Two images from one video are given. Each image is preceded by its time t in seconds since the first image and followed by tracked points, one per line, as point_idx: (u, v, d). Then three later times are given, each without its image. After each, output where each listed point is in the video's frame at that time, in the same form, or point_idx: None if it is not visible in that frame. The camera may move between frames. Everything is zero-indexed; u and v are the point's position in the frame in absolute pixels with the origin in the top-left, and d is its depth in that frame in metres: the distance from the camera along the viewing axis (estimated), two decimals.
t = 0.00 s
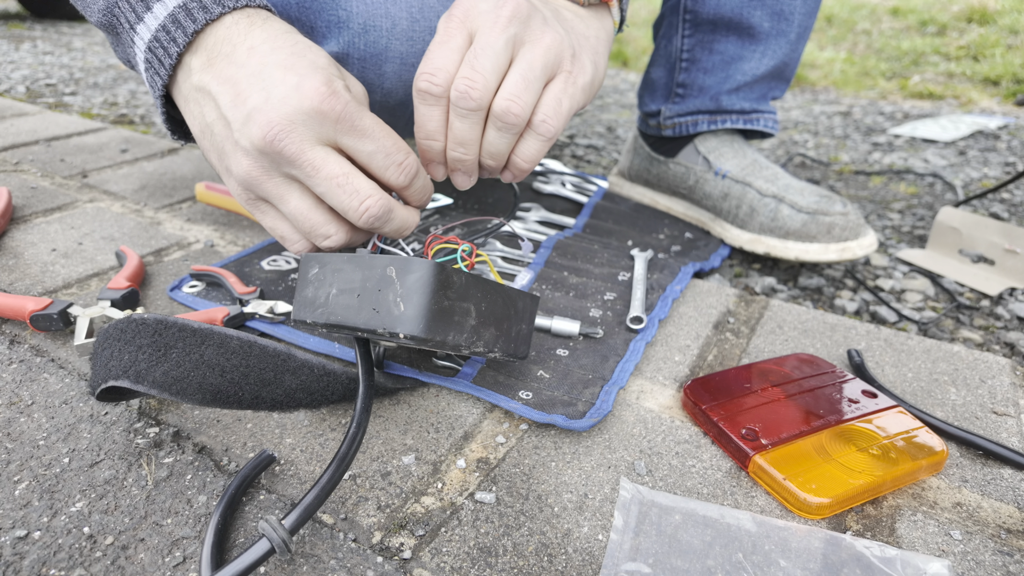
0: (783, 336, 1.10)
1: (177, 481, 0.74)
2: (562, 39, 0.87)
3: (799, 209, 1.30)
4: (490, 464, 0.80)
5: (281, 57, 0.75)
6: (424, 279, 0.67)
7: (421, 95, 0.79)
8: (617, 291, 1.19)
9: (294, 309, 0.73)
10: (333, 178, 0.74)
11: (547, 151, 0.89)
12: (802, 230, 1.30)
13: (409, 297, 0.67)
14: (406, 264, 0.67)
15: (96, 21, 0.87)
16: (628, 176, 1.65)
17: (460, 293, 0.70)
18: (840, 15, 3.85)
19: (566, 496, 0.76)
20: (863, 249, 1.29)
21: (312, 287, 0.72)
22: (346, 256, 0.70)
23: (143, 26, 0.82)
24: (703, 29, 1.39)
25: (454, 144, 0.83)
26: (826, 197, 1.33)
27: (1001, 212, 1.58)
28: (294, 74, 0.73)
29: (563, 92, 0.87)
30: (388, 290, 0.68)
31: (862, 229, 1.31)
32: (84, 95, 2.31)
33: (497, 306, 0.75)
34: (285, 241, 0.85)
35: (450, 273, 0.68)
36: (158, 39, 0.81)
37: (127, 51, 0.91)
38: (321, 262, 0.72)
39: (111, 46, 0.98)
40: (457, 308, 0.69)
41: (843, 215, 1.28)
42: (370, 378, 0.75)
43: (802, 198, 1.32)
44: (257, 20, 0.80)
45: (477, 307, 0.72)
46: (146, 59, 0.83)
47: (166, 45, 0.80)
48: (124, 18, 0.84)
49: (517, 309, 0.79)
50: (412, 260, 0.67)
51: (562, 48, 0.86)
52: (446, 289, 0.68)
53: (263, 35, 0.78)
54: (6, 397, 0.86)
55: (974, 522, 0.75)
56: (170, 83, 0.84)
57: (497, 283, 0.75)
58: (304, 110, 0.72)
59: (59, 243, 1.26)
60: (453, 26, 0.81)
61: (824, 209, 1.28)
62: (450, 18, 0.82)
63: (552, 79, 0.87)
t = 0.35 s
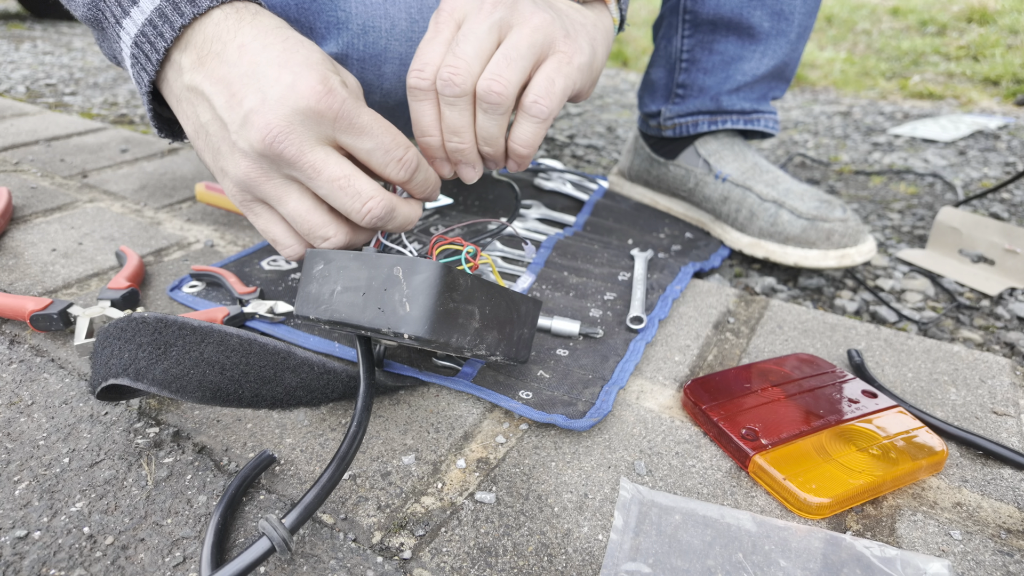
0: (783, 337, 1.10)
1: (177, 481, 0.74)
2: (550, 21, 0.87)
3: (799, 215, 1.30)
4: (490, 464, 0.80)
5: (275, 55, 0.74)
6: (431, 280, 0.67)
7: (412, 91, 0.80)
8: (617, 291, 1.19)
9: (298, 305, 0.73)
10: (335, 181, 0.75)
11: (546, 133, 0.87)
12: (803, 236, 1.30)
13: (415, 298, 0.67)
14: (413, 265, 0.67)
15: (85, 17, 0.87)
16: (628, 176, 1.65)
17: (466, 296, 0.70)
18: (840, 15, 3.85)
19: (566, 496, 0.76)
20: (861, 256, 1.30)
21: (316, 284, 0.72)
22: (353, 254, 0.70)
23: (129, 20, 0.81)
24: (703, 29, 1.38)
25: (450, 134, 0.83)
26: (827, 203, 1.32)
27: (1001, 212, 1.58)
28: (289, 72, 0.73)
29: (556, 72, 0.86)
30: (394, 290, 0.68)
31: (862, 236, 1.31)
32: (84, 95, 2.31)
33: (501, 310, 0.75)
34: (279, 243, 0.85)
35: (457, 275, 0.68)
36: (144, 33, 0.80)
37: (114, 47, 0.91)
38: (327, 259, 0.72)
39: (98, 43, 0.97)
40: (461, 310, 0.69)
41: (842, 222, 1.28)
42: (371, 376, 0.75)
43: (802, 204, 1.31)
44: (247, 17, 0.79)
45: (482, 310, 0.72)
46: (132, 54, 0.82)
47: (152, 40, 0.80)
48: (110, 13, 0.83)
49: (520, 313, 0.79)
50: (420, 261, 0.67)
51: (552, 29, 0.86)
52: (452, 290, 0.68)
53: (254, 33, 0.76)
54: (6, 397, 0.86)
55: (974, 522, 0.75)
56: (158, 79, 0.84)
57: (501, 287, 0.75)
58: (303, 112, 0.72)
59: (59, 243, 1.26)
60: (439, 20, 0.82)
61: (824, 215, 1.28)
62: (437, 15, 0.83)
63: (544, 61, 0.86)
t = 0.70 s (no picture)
0: (783, 336, 1.10)
1: (177, 481, 0.74)
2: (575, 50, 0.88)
3: (799, 204, 1.31)
4: (490, 464, 0.80)
5: (285, 54, 0.76)
6: (437, 281, 0.67)
7: (444, 126, 0.81)
8: (617, 291, 1.19)
9: (301, 305, 0.73)
10: (344, 158, 0.74)
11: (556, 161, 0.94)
12: (803, 224, 1.31)
13: (421, 299, 0.67)
14: (419, 266, 0.67)
15: (112, 34, 0.87)
16: (628, 176, 1.65)
17: (471, 297, 0.70)
18: (840, 15, 3.85)
19: (566, 496, 0.76)
20: (864, 243, 1.29)
21: (320, 284, 0.72)
22: (358, 254, 0.70)
23: (161, 39, 0.82)
24: (702, 29, 1.39)
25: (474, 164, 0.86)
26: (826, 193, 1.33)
27: (1001, 212, 1.58)
28: (298, 64, 0.74)
29: (575, 104, 0.89)
30: (400, 291, 0.68)
31: (863, 224, 1.31)
32: (84, 95, 2.31)
33: (505, 310, 0.75)
34: (274, 240, 0.83)
35: (463, 276, 0.68)
36: (176, 52, 0.81)
37: (141, 63, 0.91)
38: (331, 260, 0.72)
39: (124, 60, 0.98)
40: (467, 311, 0.69)
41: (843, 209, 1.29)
42: (372, 376, 0.75)
43: (801, 193, 1.32)
44: (264, 25, 0.80)
45: (486, 311, 0.72)
46: (164, 72, 0.83)
47: (184, 58, 0.81)
48: (141, 31, 0.84)
49: (523, 313, 0.79)
50: (426, 262, 0.67)
51: (577, 60, 0.88)
52: (458, 292, 0.68)
53: (270, 37, 0.79)
54: (6, 397, 0.86)
55: (974, 522, 0.75)
56: (187, 97, 0.84)
57: (506, 288, 0.75)
58: (308, 97, 0.72)
59: (59, 243, 1.26)
60: (469, 47, 0.81)
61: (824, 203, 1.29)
62: (465, 36, 0.80)
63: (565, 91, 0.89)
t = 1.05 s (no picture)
0: (783, 336, 1.10)
1: (177, 481, 0.74)
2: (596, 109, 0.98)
3: (799, 217, 1.30)
4: (490, 464, 0.80)
5: (278, 58, 0.76)
6: (438, 281, 0.67)
7: (498, 186, 0.88)
8: (617, 291, 1.19)
9: (302, 305, 0.73)
10: (336, 170, 0.75)
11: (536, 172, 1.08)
12: (803, 238, 1.30)
13: (422, 299, 0.67)
14: (420, 266, 0.67)
15: (100, 36, 0.86)
16: (628, 176, 1.65)
17: (471, 297, 0.70)
18: (840, 15, 3.85)
19: (565, 496, 0.76)
20: (861, 259, 1.29)
21: (321, 283, 0.72)
22: (359, 254, 0.70)
23: (150, 43, 0.81)
24: (703, 30, 1.39)
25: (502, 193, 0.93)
26: (827, 205, 1.32)
27: (1001, 212, 1.58)
28: (291, 70, 0.74)
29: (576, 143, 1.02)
30: (400, 291, 0.68)
31: (862, 238, 1.30)
32: (84, 95, 2.31)
33: (505, 311, 0.75)
34: (286, 243, 0.86)
35: (463, 276, 0.68)
36: (165, 55, 0.80)
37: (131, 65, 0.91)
38: (332, 260, 0.72)
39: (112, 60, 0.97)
40: (467, 311, 0.70)
41: (841, 224, 1.28)
42: (372, 376, 0.75)
43: (802, 206, 1.31)
44: (253, 30, 0.80)
45: (487, 311, 0.72)
46: (152, 75, 0.83)
47: (173, 62, 0.80)
48: (130, 35, 0.83)
49: (523, 314, 0.79)
50: (427, 263, 0.67)
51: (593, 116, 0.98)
52: (459, 291, 0.68)
53: (261, 43, 0.78)
54: (6, 397, 0.86)
55: (974, 522, 0.75)
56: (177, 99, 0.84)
57: (506, 289, 0.75)
58: (301, 105, 0.72)
59: (59, 243, 1.26)
60: (544, 126, 0.85)
61: (824, 217, 1.28)
62: (545, 116, 0.84)
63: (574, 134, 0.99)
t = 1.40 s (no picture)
0: (783, 336, 1.10)
1: (177, 481, 0.74)
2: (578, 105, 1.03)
3: (800, 226, 1.30)
4: (490, 464, 0.80)
5: (252, 65, 0.74)
6: (431, 280, 0.67)
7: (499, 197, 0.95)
8: (617, 291, 1.19)
9: (298, 308, 0.73)
10: (327, 176, 0.76)
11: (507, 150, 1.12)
12: (803, 248, 1.30)
13: (416, 298, 0.67)
14: (413, 265, 0.67)
15: (82, 48, 0.87)
16: (628, 176, 1.65)
17: (466, 295, 0.70)
18: (840, 15, 3.85)
19: (566, 496, 0.76)
20: (859, 270, 1.29)
21: (316, 286, 0.72)
22: (352, 255, 0.70)
23: (125, 52, 0.81)
24: (704, 29, 1.39)
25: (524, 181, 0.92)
26: (828, 214, 1.31)
27: (1001, 212, 1.58)
28: (266, 76, 0.73)
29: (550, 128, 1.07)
30: (394, 291, 0.68)
31: (862, 250, 1.30)
32: (84, 95, 2.31)
33: (501, 308, 0.75)
34: (291, 247, 0.86)
35: (456, 274, 0.68)
36: (140, 65, 0.80)
37: (114, 76, 0.91)
38: (326, 262, 0.72)
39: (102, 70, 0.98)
40: (462, 309, 0.69)
41: (841, 236, 1.27)
42: (371, 378, 0.75)
43: (803, 214, 1.31)
44: (225, 34, 0.79)
45: (482, 309, 0.72)
46: (130, 84, 0.83)
47: (148, 70, 0.80)
48: (108, 45, 0.83)
49: (520, 311, 0.79)
50: (420, 261, 0.67)
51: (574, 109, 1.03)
52: (452, 289, 0.68)
53: (232, 49, 0.77)
54: (6, 397, 0.86)
55: (974, 522, 0.75)
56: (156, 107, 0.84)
57: (501, 286, 0.75)
58: (283, 113, 0.71)
59: (59, 243, 1.26)
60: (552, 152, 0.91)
61: (824, 228, 1.27)
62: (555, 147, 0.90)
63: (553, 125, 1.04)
